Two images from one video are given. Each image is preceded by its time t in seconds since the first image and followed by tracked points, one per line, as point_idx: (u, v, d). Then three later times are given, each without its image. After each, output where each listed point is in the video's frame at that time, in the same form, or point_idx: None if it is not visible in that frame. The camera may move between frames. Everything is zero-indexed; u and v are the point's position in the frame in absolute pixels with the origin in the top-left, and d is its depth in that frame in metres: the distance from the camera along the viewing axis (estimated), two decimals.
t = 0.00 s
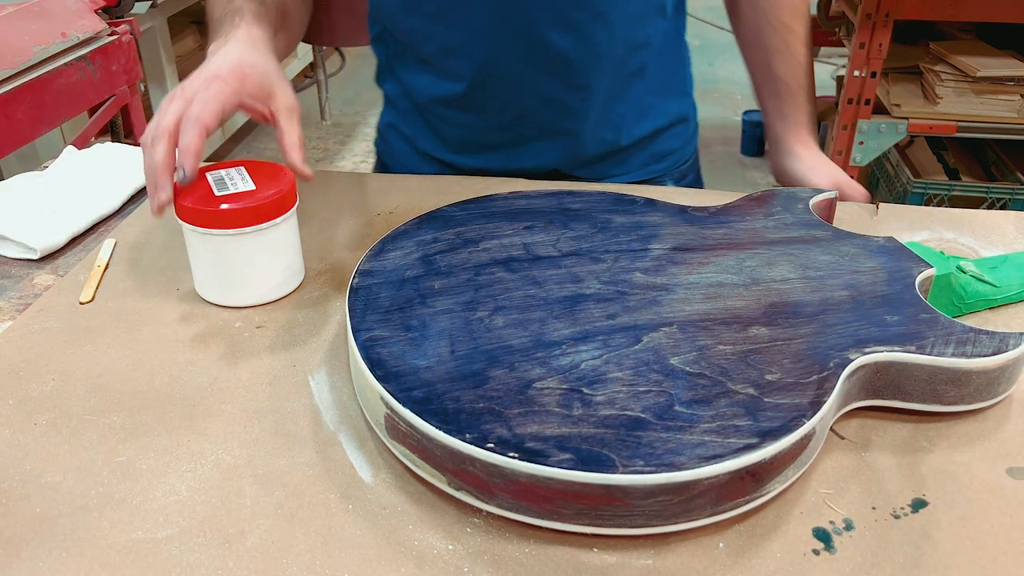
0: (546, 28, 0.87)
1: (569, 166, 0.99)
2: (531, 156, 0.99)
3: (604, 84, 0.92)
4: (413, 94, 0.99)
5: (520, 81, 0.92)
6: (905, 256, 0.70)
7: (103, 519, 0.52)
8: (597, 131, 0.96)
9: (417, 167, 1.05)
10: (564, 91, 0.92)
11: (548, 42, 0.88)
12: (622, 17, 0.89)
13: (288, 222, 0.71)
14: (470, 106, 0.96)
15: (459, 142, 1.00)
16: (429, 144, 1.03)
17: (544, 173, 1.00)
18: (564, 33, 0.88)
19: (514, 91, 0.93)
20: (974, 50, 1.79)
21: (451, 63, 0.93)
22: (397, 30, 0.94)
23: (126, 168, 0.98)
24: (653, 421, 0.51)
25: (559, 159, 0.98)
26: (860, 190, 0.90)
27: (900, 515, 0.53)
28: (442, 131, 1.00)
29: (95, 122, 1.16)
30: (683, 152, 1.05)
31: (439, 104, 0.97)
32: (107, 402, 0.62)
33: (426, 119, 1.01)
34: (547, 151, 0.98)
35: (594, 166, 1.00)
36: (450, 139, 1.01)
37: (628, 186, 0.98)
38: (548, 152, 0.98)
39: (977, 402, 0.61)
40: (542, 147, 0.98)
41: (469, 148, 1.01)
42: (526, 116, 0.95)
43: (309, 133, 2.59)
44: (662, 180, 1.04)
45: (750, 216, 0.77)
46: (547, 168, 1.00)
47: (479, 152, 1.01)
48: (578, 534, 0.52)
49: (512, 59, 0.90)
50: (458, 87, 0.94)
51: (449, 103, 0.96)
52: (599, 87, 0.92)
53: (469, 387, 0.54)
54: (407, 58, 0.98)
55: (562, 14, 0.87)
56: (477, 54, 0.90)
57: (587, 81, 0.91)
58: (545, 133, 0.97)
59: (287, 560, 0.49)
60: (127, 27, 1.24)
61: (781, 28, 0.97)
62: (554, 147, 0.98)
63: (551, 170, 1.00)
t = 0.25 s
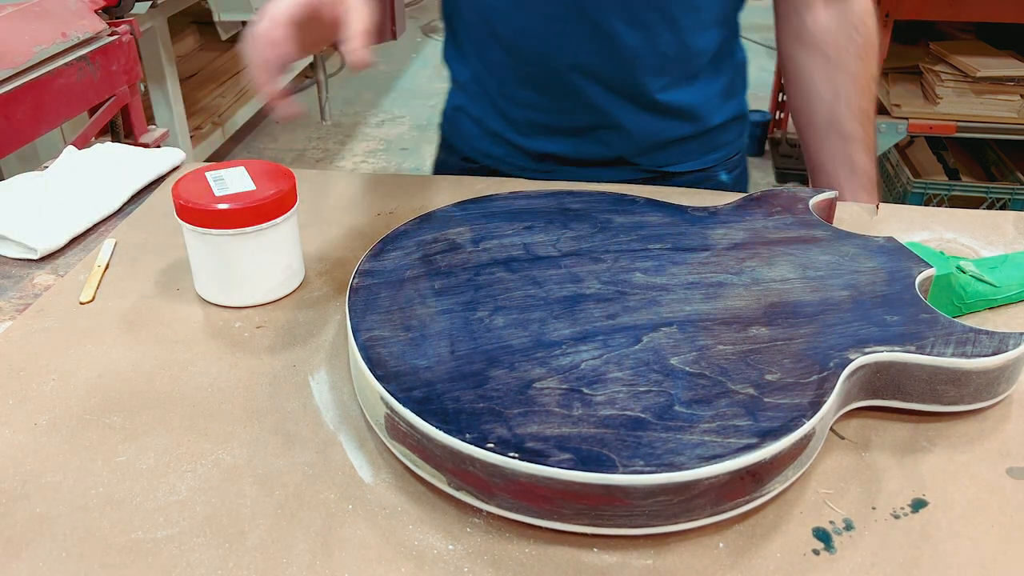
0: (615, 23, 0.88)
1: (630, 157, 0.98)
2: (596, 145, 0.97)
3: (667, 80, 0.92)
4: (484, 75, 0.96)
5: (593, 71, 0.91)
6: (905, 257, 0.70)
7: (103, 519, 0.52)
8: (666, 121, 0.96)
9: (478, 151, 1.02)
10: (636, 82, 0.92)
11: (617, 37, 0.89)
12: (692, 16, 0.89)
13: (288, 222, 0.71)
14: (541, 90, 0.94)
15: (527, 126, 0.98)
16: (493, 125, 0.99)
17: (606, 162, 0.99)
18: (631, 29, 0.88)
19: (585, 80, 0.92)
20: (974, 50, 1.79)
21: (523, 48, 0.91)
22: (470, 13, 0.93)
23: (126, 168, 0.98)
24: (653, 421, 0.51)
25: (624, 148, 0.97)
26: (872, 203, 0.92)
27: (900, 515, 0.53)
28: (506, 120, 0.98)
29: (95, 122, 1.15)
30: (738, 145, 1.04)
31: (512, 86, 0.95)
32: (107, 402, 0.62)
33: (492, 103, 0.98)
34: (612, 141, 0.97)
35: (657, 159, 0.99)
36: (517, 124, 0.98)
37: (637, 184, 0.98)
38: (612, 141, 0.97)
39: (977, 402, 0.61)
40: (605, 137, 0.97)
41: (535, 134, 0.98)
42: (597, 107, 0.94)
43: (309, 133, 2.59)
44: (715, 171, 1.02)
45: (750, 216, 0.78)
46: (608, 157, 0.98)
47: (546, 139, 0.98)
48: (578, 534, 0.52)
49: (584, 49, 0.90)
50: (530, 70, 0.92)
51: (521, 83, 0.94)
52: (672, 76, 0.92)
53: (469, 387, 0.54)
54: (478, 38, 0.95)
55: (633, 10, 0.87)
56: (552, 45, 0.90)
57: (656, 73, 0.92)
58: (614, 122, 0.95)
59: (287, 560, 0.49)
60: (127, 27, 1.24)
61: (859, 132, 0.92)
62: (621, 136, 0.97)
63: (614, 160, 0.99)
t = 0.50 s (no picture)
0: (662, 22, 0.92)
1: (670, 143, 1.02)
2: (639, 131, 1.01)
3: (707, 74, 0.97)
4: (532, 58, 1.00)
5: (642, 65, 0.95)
6: (905, 257, 0.70)
7: (103, 519, 0.52)
8: (706, 110, 1.00)
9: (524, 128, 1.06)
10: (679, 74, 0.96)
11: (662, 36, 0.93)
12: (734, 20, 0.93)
13: (289, 222, 0.71)
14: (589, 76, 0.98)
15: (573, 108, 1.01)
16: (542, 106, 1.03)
17: (646, 146, 1.03)
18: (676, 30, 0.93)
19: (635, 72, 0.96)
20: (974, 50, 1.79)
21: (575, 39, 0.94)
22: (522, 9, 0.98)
23: (127, 168, 0.99)
24: (653, 421, 0.51)
25: (664, 135, 1.01)
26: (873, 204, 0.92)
27: (900, 515, 0.53)
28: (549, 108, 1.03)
29: (96, 122, 1.15)
30: (769, 135, 1.09)
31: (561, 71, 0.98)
32: (107, 402, 0.62)
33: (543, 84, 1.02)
34: (653, 127, 1.01)
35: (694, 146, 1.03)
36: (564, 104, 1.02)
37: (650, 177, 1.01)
38: (653, 128, 1.01)
39: (977, 402, 0.61)
40: (647, 123, 1.01)
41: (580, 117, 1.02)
42: (642, 95, 0.98)
43: (309, 133, 2.59)
44: (749, 160, 1.08)
45: (749, 216, 0.78)
46: (648, 141, 1.03)
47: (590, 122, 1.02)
48: (578, 534, 0.52)
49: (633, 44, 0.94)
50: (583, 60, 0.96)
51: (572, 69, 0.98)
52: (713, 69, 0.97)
53: (468, 387, 0.54)
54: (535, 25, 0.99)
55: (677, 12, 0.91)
56: (601, 40, 0.93)
57: (699, 67, 0.96)
58: (657, 109, 0.99)
59: (287, 560, 0.49)
60: (127, 27, 1.23)
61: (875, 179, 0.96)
62: (662, 122, 1.01)
63: (653, 144, 1.03)
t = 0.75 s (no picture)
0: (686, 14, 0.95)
1: (682, 128, 1.04)
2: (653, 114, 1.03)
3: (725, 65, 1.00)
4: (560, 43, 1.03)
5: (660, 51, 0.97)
6: (905, 257, 0.70)
7: (103, 519, 0.52)
8: (720, 97, 1.02)
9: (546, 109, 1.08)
10: (696, 62, 0.98)
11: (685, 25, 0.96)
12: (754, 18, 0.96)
13: (288, 222, 0.71)
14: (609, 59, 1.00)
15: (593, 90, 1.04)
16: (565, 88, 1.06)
17: (659, 131, 1.04)
18: (699, 21, 0.96)
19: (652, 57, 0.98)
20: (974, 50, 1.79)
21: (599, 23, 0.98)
22: None
23: (127, 168, 0.99)
24: (653, 421, 0.51)
25: (677, 119, 1.03)
26: (873, 204, 0.92)
27: (900, 515, 0.53)
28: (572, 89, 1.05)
29: (96, 123, 1.15)
30: (783, 127, 1.10)
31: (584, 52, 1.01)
32: (107, 402, 0.62)
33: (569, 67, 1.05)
34: (667, 112, 1.03)
35: (706, 132, 1.04)
36: (587, 86, 1.04)
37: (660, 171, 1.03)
38: (667, 112, 1.03)
39: (977, 402, 0.61)
40: (661, 107, 1.02)
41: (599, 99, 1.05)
42: (660, 81, 1.00)
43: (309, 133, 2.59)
44: (761, 150, 1.09)
45: (749, 216, 0.78)
46: (662, 126, 1.04)
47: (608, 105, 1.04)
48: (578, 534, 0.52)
49: (655, 30, 0.97)
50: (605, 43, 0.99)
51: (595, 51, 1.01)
52: (730, 59, 0.99)
53: (469, 387, 0.54)
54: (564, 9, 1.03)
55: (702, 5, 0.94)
56: (624, 26, 0.96)
57: (716, 57, 0.98)
58: (672, 94, 1.01)
59: (287, 560, 0.49)
60: (127, 27, 1.23)
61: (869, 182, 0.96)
62: (678, 108, 1.03)
63: (666, 129, 1.04)
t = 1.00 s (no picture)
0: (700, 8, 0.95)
1: (694, 120, 1.04)
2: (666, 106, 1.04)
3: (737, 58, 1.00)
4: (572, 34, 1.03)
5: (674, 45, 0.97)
6: (905, 257, 0.70)
7: (103, 519, 0.52)
8: (731, 90, 1.02)
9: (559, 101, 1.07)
10: (708, 55, 0.99)
11: (699, 19, 0.96)
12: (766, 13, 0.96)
13: (288, 222, 0.71)
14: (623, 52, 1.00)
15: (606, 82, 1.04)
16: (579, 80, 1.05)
17: (671, 122, 1.05)
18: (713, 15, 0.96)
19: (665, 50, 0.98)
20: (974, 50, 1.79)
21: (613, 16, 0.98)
22: None
23: (127, 168, 0.99)
24: (653, 421, 0.51)
25: (690, 111, 1.03)
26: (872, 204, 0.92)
27: (900, 515, 0.53)
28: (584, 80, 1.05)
29: (96, 123, 1.15)
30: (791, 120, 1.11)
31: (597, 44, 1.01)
32: (107, 402, 0.62)
33: (582, 58, 1.04)
34: (680, 103, 1.03)
35: (717, 124, 1.05)
36: (599, 77, 1.04)
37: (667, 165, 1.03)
38: (679, 104, 1.03)
39: (977, 402, 0.61)
40: (674, 99, 1.03)
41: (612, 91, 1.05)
42: (672, 74, 1.00)
43: (309, 133, 2.59)
44: (770, 142, 1.09)
45: (749, 216, 0.78)
46: (673, 118, 1.05)
47: (621, 97, 1.05)
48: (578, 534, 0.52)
49: (669, 23, 0.97)
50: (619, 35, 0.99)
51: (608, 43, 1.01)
52: (743, 52, 0.99)
53: (469, 387, 0.54)
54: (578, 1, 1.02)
55: None
56: (637, 18, 0.96)
57: (728, 50, 0.98)
58: (684, 86, 1.01)
59: (287, 560, 0.49)
60: (127, 27, 1.23)
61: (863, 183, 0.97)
62: (690, 101, 1.03)
63: (679, 121, 1.05)
